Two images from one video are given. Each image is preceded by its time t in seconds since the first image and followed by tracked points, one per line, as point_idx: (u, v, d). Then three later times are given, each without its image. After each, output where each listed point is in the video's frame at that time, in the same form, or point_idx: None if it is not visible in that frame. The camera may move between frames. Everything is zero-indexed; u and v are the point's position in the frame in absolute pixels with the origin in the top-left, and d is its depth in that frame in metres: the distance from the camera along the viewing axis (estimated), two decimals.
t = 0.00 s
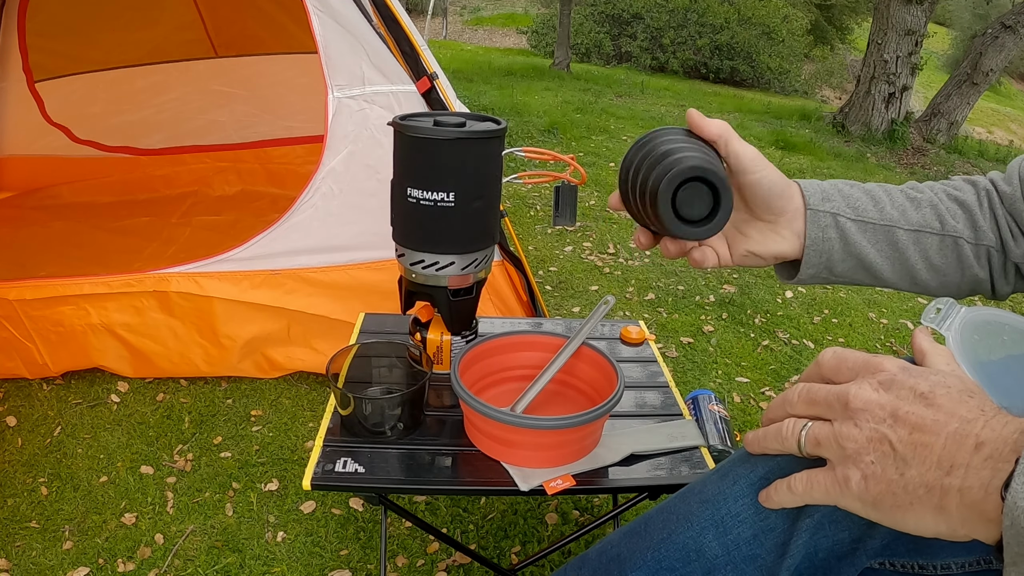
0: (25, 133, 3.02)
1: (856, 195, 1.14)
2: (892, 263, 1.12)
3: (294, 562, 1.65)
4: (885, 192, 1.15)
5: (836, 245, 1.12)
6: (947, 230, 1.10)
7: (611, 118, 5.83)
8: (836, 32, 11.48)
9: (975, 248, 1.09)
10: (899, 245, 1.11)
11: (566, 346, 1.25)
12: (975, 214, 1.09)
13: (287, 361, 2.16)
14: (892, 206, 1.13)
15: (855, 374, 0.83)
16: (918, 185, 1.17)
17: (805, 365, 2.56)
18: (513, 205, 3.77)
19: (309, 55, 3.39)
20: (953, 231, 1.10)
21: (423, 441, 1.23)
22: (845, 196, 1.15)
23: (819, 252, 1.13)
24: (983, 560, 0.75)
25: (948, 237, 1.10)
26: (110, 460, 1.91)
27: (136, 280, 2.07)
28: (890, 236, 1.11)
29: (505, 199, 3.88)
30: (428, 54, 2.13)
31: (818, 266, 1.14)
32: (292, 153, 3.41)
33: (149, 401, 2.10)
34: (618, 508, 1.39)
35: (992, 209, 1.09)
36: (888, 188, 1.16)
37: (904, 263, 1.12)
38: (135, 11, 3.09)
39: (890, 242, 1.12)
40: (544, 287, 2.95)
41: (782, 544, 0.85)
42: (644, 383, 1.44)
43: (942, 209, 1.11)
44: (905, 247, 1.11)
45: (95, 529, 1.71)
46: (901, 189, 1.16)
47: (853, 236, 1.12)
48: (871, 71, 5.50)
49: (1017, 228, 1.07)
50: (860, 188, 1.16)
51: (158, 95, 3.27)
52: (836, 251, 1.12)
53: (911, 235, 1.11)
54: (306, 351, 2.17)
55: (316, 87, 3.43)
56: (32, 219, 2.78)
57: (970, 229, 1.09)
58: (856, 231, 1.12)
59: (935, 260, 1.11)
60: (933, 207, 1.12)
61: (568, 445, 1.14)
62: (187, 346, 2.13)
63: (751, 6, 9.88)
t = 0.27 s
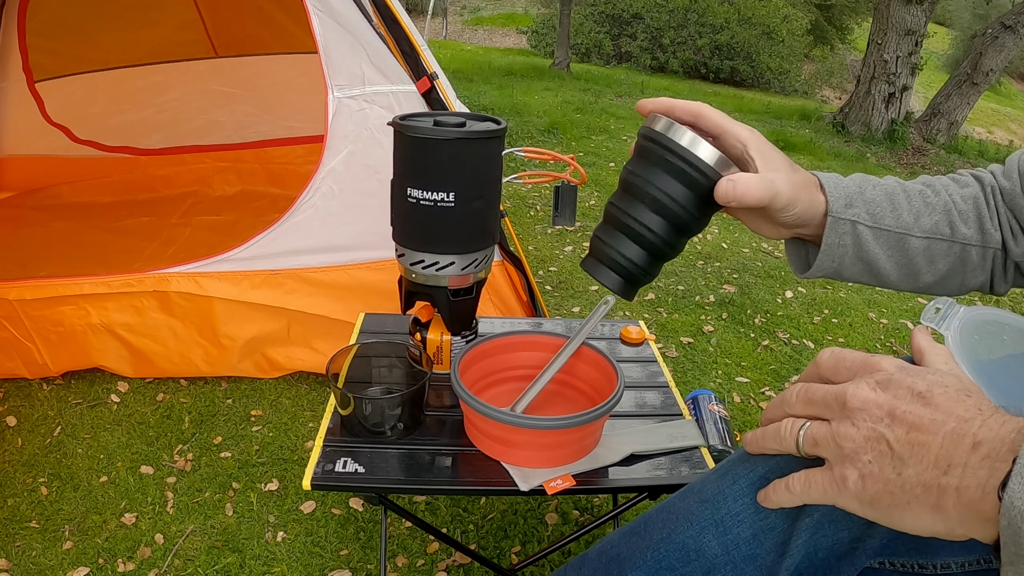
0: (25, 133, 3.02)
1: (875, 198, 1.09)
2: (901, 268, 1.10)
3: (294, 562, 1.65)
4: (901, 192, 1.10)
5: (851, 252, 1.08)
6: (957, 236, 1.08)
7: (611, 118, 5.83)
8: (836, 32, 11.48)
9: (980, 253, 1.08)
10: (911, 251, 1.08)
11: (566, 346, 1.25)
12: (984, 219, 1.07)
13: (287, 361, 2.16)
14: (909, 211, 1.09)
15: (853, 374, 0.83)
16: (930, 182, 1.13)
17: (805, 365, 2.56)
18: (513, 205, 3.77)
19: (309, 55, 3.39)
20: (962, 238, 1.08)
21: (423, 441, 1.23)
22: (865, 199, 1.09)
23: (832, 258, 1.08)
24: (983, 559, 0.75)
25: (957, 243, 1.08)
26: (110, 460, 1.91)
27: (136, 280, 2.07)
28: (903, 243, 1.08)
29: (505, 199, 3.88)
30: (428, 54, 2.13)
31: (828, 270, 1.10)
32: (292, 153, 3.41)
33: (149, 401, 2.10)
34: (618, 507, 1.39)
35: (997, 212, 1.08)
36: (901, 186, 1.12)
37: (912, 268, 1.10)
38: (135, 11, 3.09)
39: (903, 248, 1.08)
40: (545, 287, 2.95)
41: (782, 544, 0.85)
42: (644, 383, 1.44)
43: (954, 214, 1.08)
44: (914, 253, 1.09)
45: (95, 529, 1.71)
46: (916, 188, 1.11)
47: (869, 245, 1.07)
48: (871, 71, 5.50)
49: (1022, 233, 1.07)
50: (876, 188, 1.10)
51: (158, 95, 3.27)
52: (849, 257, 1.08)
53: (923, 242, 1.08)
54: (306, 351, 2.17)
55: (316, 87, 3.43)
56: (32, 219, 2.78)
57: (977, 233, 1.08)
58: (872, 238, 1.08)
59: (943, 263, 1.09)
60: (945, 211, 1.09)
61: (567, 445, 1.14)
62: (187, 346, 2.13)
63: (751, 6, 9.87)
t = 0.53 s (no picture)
0: (24, 133, 3.02)
1: (880, 185, 1.09)
2: (904, 259, 1.09)
3: (294, 562, 1.65)
4: (903, 181, 1.11)
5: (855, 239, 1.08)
6: (961, 230, 1.08)
7: (611, 118, 5.83)
8: (836, 32, 11.48)
9: (983, 248, 1.08)
10: (914, 240, 1.08)
11: (566, 346, 1.25)
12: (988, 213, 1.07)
13: (287, 361, 2.16)
14: (912, 200, 1.09)
15: (853, 375, 0.83)
16: (932, 174, 1.13)
17: (805, 365, 2.56)
18: (513, 205, 3.77)
19: (309, 55, 3.39)
20: (965, 231, 1.07)
21: (423, 441, 1.23)
22: (868, 185, 1.09)
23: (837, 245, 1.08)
24: (984, 560, 0.75)
25: (961, 236, 1.08)
26: (110, 460, 1.91)
27: (136, 281, 2.07)
28: (907, 232, 1.08)
29: (505, 199, 3.88)
30: (428, 54, 2.12)
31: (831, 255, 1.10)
32: (292, 153, 3.41)
33: (149, 401, 2.10)
34: (618, 508, 1.39)
35: (1000, 208, 1.08)
36: (904, 176, 1.12)
37: (915, 260, 1.09)
38: (135, 11, 3.09)
39: (906, 237, 1.08)
40: (545, 287, 2.95)
41: (782, 545, 0.85)
42: (644, 383, 1.44)
43: (957, 206, 1.08)
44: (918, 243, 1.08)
45: (95, 529, 1.71)
46: (919, 179, 1.12)
47: (872, 230, 1.08)
48: (871, 71, 5.50)
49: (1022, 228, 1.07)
50: (880, 176, 1.11)
51: (158, 95, 3.27)
52: (853, 244, 1.08)
53: (927, 231, 1.08)
54: (307, 351, 2.17)
55: (316, 87, 3.43)
56: (32, 219, 2.78)
57: (981, 228, 1.08)
58: (876, 226, 1.08)
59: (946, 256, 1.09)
60: (949, 203, 1.09)
61: (567, 445, 1.14)
62: (187, 346, 2.13)
63: (751, 6, 9.85)
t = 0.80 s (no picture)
0: (25, 133, 3.02)
1: (859, 173, 1.14)
2: (893, 242, 1.11)
3: (294, 562, 1.65)
4: (885, 172, 1.16)
5: (838, 219, 1.11)
6: (946, 211, 1.10)
7: (611, 118, 5.83)
8: (836, 32, 11.48)
9: (975, 229, 1.08)
10: (900, 221, 1.11)
11: (566, 346, 1.25)
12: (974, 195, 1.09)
13: (287, 361, 2.16)
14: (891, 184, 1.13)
15: (853, 375, 0.83)
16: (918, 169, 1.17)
17: (805, 365, 2.56)
18: (513, 205, 3.77)
19: (309, 54, 3.39)
20: (953, 210, 1.09)
21: (424, 441, 1.23)
22: (844, 172, 1.15)
23: (821, 225, 1.11)
24: (984, 559, 0.76)
25: (948, 215, 1.09)
26: (110, 460, 1.91)
27: (136, 280, 2.07)
28: (890, 211, 1.11)
29: (505, 199, 3.88)
30: (428, 54, 2.13)
31: (820, 244, 1.13)
32: (292, 153, 3.41)
33: (149, 401, 2.10)
34: (618, 508, 1.39)
35: (991, 192, 1.08)
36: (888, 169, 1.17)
37: (906, 241, 1.11)
38: (135, 11, 3.09)
39: (891, 218, 1.11)
40: (544, 287, 2.95)
41: (782, 544, 0.85)
42: (644, 382, 1.44)
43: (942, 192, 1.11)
44: (903, 226, 1.11)
45: (95, 529, 1.71)
46: (900, 170, 1.17)
47: (854, 210, 1.11)
48: (871, 71, 5.50)
49: (1016, 214, 1.06)
50: (859, 167, 1.16)
51: (158, 95, 3.27)
52: (839, 227, 1.11)
53: (910, 212, 1.11)
54: (306, 351, 2.17)
55: (316, 87, 3.43)
56: (32, 219, 2.78)
57: (969, 210, 1.09)
58: (857, 205, 1.11)
59: (936, 240, 1.10)
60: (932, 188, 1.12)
61: (567, 445, 1.14)
62: (187, 346, 2.13)
63: (751, 6, 9.81)
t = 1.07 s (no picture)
0: (25, 133, 3.02)
1: (865, 177, 1.15)
2: (900, 245, 1.11)
3: (294, 562, 1.65)
4: (889, 176, 1.16)
5: (846, 222, 1.11)
6: (952, 214, 1.10)
7: (611, 118, 5.83)
8: (836, 32, 11.47)
9: (980, 232, 1.08)
10: (907, 225, 1.11)
11: (566, 346, 1.25)
12: (978, 198, 1.09)
13: (287, 361, 2.16)
14: (897, 188, 1.13)
15: (853, 374, 0.83)
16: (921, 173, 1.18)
17: (805, 365, 2.56)
18: (513, 205, 3.77)
19: (309, 54, 3.39)
20: (958, 213, 1.09)
21: (424, 441, 1.23)
22: (850, 175, 1.15)
23: (830, 228, 1.11)
24: (983, 559, 0.76)
25: (954, 218, 1.09)
26: (110, 460, 1.91)
27: (136, 280, 2.07)
28: (897, 214, 1.11)
29: (505, 199, 3.88)
30: (428, 54, 2.12)
31: (828, 248, 1.12)
32: (292, 153, 3.41)
33: (149, 401, 2.10)
34: (618, 508, 1.39)
35: (993, 195, 1.09)
36: (892, 174, 1.17)
37: (912, 244, 1.11)
38: (135, 11, 3.09)
39: (898, 221, 1.11)
40: (544, 287, 2.95)
41: (782, 544, 0.85)
42: (644, 382, 1.44)
43: (947, 196, 1.11)
44: (910, 229, 1.11)
45: (95, 529, 1.71)
46: (904, 174, 1.17)
47: (861, 213, 1.11)
48: (871, 71, 5.50)
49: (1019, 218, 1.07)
50: (865, 171, 1.16)
51: (158, 95, 3.28)
52: (847, 230, 1.11)
53: (916, 215, 1.11)
54: (306, 351, 2.17)
55: (316, 87, 3.43)
56: (32, 219, 2.78)
57: (974, 213, 1.09)
58: (865, 208, 1.11)
59: (942, 243, 1.10)
60: (937, 191, 1.13)
61: (567, 445, 1.14)
62: (187, 346, 2.13)
63: (751, 6, 9.77)
